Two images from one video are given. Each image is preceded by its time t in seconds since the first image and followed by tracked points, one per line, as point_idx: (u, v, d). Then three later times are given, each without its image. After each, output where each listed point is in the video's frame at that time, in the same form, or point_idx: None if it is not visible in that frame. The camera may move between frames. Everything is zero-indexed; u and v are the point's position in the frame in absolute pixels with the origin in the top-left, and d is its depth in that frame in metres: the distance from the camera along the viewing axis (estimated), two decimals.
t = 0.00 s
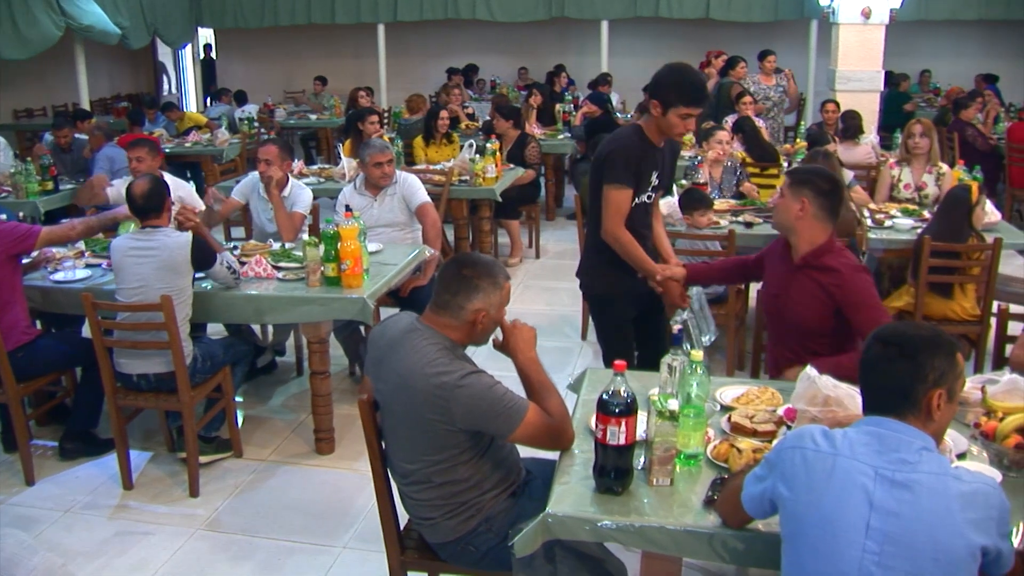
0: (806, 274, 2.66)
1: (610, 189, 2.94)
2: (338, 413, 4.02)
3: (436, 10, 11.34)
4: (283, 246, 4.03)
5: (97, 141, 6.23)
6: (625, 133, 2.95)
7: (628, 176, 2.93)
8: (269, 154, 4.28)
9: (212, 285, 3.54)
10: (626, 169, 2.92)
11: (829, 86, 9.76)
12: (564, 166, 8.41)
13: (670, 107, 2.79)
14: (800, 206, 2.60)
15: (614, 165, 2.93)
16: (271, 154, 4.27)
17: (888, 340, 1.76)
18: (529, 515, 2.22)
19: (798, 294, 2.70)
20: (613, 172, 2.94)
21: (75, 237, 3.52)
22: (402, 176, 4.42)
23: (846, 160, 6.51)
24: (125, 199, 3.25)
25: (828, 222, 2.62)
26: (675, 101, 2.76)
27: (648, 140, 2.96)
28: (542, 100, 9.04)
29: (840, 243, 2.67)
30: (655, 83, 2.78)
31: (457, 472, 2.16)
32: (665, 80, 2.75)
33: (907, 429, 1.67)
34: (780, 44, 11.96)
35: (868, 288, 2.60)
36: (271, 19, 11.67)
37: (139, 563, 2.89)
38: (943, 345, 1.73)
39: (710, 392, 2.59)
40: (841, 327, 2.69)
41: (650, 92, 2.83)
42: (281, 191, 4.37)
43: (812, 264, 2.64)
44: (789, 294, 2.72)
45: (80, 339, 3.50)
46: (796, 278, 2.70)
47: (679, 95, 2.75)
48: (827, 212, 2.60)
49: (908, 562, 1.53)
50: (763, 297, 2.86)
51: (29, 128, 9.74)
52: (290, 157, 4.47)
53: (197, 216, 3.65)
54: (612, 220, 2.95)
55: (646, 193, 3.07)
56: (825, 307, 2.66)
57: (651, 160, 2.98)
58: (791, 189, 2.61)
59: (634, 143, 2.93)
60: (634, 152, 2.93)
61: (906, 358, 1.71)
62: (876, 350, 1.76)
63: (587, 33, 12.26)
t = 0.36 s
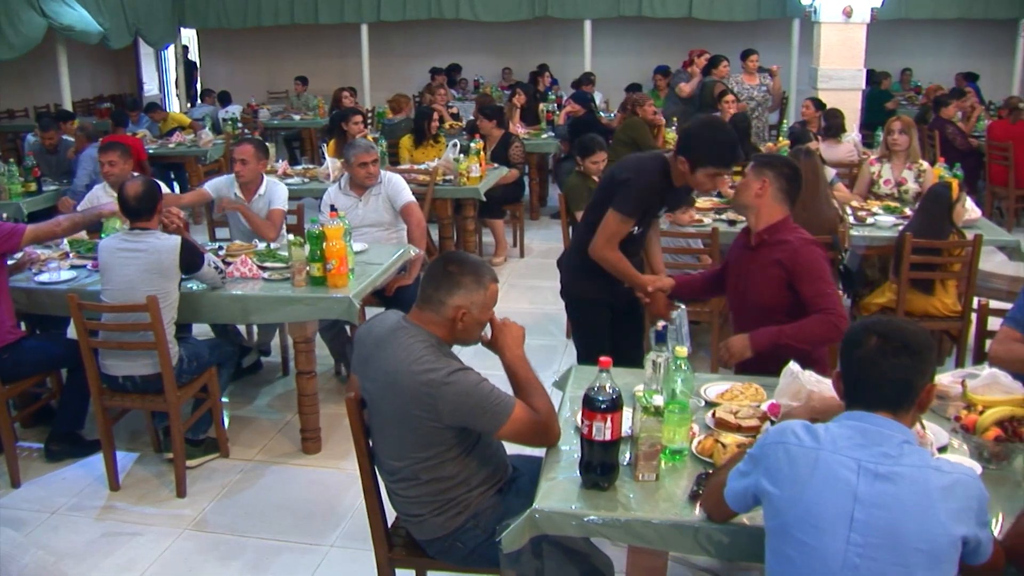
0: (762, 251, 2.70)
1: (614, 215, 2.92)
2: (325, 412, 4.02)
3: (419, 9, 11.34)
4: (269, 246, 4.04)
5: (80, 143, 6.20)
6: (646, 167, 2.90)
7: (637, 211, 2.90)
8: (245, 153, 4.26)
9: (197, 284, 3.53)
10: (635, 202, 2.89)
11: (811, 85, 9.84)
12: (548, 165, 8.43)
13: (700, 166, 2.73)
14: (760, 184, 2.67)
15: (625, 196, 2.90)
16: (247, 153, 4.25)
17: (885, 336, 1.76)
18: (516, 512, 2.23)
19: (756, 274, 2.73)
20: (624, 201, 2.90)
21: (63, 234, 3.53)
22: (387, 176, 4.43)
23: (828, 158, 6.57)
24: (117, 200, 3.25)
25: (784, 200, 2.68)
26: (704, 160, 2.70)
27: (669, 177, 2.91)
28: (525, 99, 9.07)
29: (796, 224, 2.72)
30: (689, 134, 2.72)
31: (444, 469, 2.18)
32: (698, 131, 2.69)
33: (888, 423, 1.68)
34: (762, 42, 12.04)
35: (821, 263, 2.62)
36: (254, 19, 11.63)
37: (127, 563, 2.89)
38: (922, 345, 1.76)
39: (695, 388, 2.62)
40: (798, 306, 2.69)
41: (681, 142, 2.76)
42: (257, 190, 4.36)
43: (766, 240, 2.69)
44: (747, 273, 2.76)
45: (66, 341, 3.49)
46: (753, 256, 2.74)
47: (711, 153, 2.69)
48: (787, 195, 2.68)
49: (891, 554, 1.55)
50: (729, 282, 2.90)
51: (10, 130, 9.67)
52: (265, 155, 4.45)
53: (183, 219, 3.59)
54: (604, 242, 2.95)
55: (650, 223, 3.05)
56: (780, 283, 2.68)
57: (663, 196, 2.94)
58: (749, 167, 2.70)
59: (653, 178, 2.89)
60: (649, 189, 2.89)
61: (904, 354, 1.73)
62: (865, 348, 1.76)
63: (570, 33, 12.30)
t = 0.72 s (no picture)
0: (743, 249, 2.71)
1: (606, 216, 2.96)
2: (311, 411, 4.03)
3: (403, 9, 11.34)
4: (254, 245, 4.04)
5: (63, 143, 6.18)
6: (647, 177, 2.92)
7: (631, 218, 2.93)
8: (221, 155, 4.23)
9: (183, 284, 3.53)
10: (628, 208, 2.92)
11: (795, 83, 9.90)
12: (532, 164, 8.45)
13: (697, 180, 2.66)
14: (744, 184, 2.68)
15: (620, 200, 2.93)
16: (223, 156, 4.21)
17: (870, 328, 1.76)
18: (503, 506, 2.25)
19: (737, 271, 2.74)
20: (620, 205, 2.93)
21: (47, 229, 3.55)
22: (372, 175, 4.44)
23: (812, 156, 6.62)
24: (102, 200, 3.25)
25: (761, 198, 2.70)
26: (702, 176, 2.64)
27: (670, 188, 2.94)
28: (510, 98, 9.09)
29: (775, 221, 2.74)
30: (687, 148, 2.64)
31: (432, 464, 2.19)
32: (698, 150, 2.62)
33: (868, 414, 1.70)
34: (746, 41, 12.10)
35: (803, 260, 2.65)
36: (238, 18, 11.59)
37: (114, 562, 2.88)
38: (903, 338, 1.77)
39: (680, 383, 2.64)
40: (780, 301, 2.73)
41: (681, 159, 2.68)
42: (235, 189, 4.34)
43: (748, 237, 2.70)
44: (729, 271, 2.77)
45: (51, 341, 3.48)
46: (734, 254, 2.75)
47: (710, 171, 2.63)
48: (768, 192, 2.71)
49: (873, 543, 1.58)
50: (708, 281, 2.92)
51: None
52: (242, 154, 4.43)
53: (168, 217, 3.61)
54: (589, 240, 2.99)
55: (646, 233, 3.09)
56: (763, 280, 2.70)
57: (660, 207, 2.97)
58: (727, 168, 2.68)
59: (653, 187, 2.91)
60: (646, 198, 2.93)
61: (886, 347, 1.74)
62: (853, 342, 1.75)
63: (554, 32, 12.33)
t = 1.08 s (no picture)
0: (738, 247, 2.78)
1: (582, 214, 2.92)
2: (298, 410, 4.03)
3: (387, 9, 11.33)
4: (240, 244, 4.04)
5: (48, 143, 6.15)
6: (607, 163, 2.91)
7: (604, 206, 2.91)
8: (206, 156, 4.22)
9: (170, 283, 3.53)
10: (600, 197, 2.90)
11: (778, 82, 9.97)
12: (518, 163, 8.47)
13: (663, 150, 2.77)
14: (760, 191, 2.77)
15: (589, 192, 2.91)
16: (208, 156, 4.20)
17: (845, 324, 1.75)
18: (490, 500, 2.26)
19: (731, 268, 2.80)
20: (590, 199, 2.91)
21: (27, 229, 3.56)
22: (358, 174, 4.45)
23: (795, 154, 6.67)
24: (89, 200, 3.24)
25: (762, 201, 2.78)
26: (663, 141, 2.74)
27: (631, 165, 2.92)
28: (494, 97, 9.11)
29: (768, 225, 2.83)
30: (646, 120, 2.74)
31: (418, 460, 2.20)
32: (657, 117, 2.71)
33: (845, 406, 1.69)
34: (729, 40, 12.17)
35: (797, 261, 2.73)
36: (222, 18, 11.55)
37: (103, 561, 2.88)
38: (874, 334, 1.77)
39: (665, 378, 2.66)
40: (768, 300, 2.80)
41: (640, 133, 2.78)
42: (221, 190, 4.33)
43: (748, 235, 2.77)
44: (719, 269, 2.83)
45: (38, 341, 3.47)
46: (726, 252, 2.81)
47: (670, 135, 2.73)
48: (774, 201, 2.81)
49: (854, 534, 1.57)
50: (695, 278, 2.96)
51: None
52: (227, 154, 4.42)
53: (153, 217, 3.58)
54: (576, 245, 2.93)
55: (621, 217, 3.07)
56: (757, 277, 2.77)
57: (628, 187, 2.95)
58: (746, 176, 2.76)
59: (614, 168, 2.91)
60: (612, 181, 2.91)
61: (861, 343, 1.73)
62: (830, 339, 1.73)
63: (538, 32, 12.37)
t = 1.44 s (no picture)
0: (733, 249, 2.84)
1: (548, 217, 2.81)
2: (286, 409, 4.04)
3: (373, 8, 11.33)
4: (227, 244, 4.04)
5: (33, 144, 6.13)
6: (553, 160, 2.80)
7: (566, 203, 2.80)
8: (193, 157, 4.22)
9: (157, 284, 3.53)
10: (559, 195, 2.79)
11: (763, 82, 10.02)
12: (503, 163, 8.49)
13: (605, 132, 2.68)
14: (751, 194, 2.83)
15: (545, 193, 2.79)
16: (195, 157, 4.20)
17: (842, 322, 1.73)
18: (478, 497, 2.28)
19: (729, 270, 2.85)
20: (548, 201, 2.80)
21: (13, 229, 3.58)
22: (344, 174, 4.45)
23: (780, 153, 6.71)
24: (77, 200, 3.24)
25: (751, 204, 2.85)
26: (606, 123, 2.66)
27: (578, 156, 2.82)
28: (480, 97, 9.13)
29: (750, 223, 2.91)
30: (585, 104, 2.66)
31: (407, 458, 2.22)
32: (595, 101, 2.64)
33: (837, 403, 1.69)
34: (713, 40, 12.24)
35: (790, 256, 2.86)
36: (207, 18, 11.51)
37: (91, 562, 2.89)
38: (874, 332, 1.75)
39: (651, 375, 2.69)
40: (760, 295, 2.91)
41: (580, 116, 2.70)
42: (208, 190, 4.33)
43: (741, 237, 2.84)
44: (713, 272, 2.87)
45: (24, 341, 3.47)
46: (719, 255, 2.86)
47: (611, 116, 2.65)
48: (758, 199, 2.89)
49: (842, 530, 1.58)
50: (679, 280, 2.98)
51: None
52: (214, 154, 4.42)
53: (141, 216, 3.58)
54: (552, 253, 2.83)
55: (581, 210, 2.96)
56: (752, 277, 2.85)
57: (580, 179, 2.84)
58: (743, 185, 2.78)
59: (562, 162, 2.80)
60: (564, 176, 2.80)
61: (858, 342, 1.72)
62: (826, 337, 1.72)
63: (523, 31, 12.40)
